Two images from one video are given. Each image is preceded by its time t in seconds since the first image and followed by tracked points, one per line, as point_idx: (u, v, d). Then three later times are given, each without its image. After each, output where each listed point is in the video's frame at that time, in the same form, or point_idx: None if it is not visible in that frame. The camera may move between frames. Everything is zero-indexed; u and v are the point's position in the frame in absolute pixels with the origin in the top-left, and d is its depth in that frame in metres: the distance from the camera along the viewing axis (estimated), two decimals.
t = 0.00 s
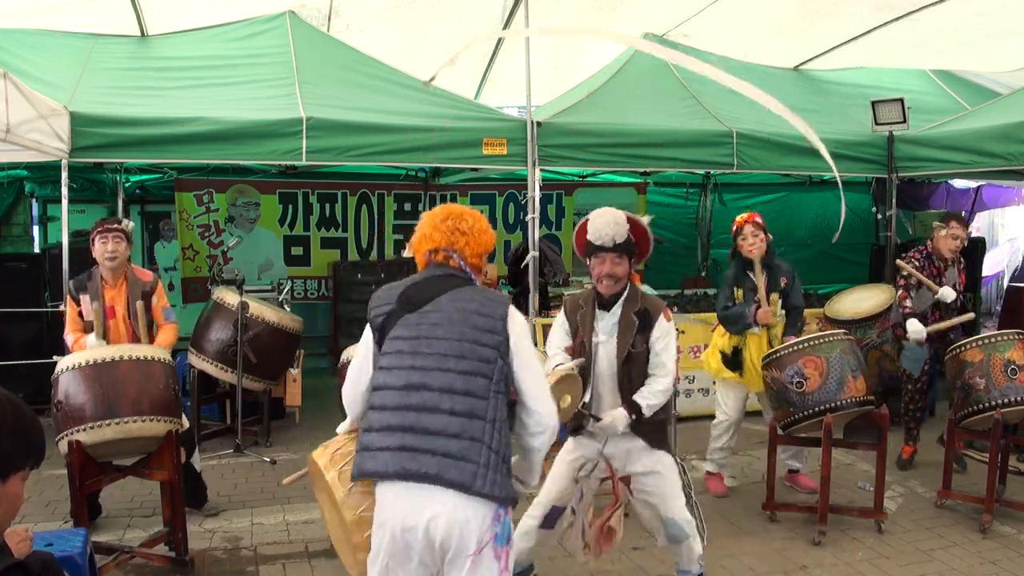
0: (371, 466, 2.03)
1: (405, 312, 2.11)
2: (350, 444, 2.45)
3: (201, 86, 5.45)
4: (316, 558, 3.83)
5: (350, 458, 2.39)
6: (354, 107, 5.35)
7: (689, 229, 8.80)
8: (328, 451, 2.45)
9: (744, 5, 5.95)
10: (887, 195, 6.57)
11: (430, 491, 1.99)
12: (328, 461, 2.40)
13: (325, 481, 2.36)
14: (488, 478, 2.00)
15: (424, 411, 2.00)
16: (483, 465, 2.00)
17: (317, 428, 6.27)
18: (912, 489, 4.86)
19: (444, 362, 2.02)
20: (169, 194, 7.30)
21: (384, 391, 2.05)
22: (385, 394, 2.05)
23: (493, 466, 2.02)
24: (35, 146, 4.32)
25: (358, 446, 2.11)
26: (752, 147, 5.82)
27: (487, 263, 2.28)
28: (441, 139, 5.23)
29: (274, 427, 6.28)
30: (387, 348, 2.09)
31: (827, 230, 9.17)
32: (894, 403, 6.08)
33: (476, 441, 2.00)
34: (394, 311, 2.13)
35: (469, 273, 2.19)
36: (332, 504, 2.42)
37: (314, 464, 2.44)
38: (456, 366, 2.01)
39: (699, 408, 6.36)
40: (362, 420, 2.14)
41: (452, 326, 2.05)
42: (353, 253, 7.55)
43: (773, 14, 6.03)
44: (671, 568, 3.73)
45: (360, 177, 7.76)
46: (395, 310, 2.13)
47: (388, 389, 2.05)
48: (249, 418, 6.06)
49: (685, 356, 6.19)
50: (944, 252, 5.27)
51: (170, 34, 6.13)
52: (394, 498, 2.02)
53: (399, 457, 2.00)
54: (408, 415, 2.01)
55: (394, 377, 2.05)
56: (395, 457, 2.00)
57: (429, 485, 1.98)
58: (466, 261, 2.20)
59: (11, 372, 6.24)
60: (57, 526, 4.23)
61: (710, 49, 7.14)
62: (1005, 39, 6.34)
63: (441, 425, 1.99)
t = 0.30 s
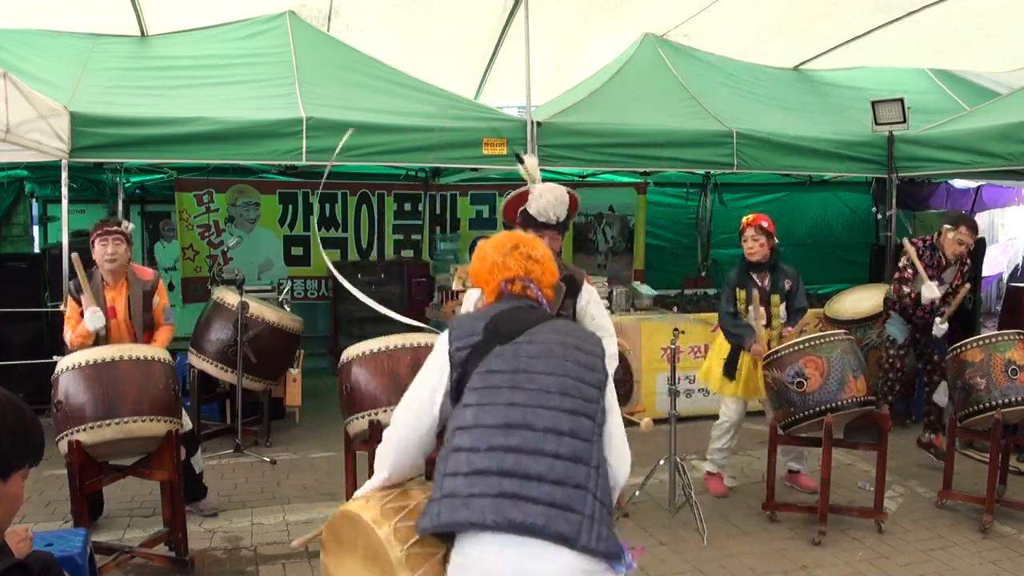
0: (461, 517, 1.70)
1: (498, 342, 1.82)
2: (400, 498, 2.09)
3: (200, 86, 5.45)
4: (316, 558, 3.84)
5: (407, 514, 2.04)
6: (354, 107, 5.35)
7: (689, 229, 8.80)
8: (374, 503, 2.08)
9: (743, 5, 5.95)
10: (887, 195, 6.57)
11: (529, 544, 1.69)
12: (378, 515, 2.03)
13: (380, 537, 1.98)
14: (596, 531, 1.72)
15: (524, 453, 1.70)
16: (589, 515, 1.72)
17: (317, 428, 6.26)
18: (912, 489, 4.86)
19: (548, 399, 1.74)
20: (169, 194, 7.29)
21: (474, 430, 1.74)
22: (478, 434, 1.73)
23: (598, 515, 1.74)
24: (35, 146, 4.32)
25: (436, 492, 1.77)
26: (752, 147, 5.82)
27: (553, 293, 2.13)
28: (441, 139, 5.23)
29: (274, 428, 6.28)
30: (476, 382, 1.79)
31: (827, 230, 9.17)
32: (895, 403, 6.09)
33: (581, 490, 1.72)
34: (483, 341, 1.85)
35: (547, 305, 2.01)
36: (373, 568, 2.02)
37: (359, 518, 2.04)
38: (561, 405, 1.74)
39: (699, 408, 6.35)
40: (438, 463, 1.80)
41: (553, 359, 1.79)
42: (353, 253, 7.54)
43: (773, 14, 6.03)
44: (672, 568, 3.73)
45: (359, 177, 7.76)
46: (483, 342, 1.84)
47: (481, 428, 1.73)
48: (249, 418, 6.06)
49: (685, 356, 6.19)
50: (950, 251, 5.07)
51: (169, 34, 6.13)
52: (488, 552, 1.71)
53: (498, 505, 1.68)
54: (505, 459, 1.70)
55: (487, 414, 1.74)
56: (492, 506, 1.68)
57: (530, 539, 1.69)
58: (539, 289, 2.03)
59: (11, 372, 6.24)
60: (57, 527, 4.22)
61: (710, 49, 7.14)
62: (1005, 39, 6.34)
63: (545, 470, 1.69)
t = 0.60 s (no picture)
0: (672, 480, 1.75)
1: (656, 304, 1.89)
2: (537, 479, 2.07)
3: (200, 86, 5.45)
4: (316, 558, 3.84)
5: (556, 493, 2.02)
6: (354, 107, 5.36)
7: (689, 228, 8.81)
8: (515, 487, 2.03)
9: (743, 5, 5.95)
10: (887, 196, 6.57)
11: (730, 497, 1.80)
12: (527, 496, 2.00)
13: (540, 516, 1.95)
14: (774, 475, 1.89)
15: (714, 410, 1.82)
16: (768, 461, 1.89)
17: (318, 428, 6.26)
18: (912, 489, 4.86)
19: (718, 355, 1.87)
20: (169, 194, 7.30)
21: (659, 393, 1.80)
22: (664, 397, 1.80)
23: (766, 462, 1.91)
24: (35, 146, 4.32)
25: (625, 464, 1.80)
26: (752, 147, 5.82)
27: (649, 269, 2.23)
28: (441, 139, 5.24)
29: (274, 427, 6.28)
30: (643, 347, 1.84)
31: (827, 230, 9.17)
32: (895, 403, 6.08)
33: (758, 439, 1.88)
34: (638, 304, 1.90)
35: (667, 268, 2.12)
36: (525, 549, 1.98)
37: (508, 503, 1.99)
38: (730, 357, 1.88)
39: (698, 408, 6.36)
40: (616, 432, 1.82)
41: (712, 317, 1.91)
42: (353, 253, 7.55)
43: (773, 13, 6.02)
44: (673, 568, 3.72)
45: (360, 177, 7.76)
46: (641, 303, 1.90)
47: (666, 391, 1.80)
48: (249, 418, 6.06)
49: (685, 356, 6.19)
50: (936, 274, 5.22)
51: (169, 34, 6.14)
52: (691, 512, 1.77)
53: (705, 462, 1.77)
54: (698, 416, 1.80)
55: (669, 376, 1.81)
56: (701, 464, 1.77)
57: (733, 491, 1.80)
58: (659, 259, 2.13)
59: (12, 372, 6.24)
60: (57, 526, 4.23)
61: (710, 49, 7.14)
62: (1005, 39, 6.34)
63: (734, 423, 1.83)
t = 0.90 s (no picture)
0: (852, 528, 1.69)
1: (813, 347, 1.79)
2: (680, 533, 1.91)
3: (201, 86, 5.45)
4: (316, 558, 3.84)
5: (705, 549, 1.90)
6: (354, 107, 5.35)
7: (689, 228, 8.81)
8: (666, 545, 1.86)
9: (743, 5, 5.95)
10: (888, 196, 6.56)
11: (894, 539, 1.77)
12: (684, 558, 1.84)
13: None
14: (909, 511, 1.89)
15: (874, 455, 1.77)
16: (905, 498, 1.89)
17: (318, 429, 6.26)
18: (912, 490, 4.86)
19: (869, 398, 1.82)
20: (169, 194, 7.29)
21: (832, 440, 1.73)
22: (835, 443, 1.73)
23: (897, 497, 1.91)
24: (35, 146, 4.32)
25: (802, 512, 1.71)
26: (752, 147, 5.82)
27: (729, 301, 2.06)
28: (441, 139, 5.23)
29: (274, 428, 6.28)
30: (810, 392, 1.75)
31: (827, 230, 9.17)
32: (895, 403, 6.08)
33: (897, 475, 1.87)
34: (797, 346, 1.78)
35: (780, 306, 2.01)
36: None
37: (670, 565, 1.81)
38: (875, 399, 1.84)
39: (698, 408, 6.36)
40: (785, 481, 1.72)
41: (853, 358, 1.86)
42: (353, 253, 7.55)
43: (773, 13, 6.02)
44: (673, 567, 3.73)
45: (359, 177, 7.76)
46: (799, 347, 1.78)
47: (838, 437, 1.73)
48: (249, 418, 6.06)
49: (685, 356, 6.19)
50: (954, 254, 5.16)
51: (169, 34, 6.14)
52: (865, 559, 1.72)
53: (876, 507, 1.73)
54: (864, 461, 1.74)
55: (839, 423, 1.74)
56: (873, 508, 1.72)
57: (896, 533, 1.76)
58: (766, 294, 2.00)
59: (11, 373, 6.24)
60: (57, 526, 4.23)
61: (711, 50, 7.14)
62: (1005, 39, 6.34)
63: (890, 465, 1.79)
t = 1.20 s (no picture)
0: (974, 483, 1.91)
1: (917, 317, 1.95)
2: (830, 518, 2.05)
3: (201, 86, 5.45)
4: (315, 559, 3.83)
5: (856, 529, 2.05)
6: (354, 107, 5.35)
7: (689, 228, 8.81)
8: (832, 536, 1.98)
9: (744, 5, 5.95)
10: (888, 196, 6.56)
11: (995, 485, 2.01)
12: (851, 543, 1.97)
13: (876, 560, 1.93)
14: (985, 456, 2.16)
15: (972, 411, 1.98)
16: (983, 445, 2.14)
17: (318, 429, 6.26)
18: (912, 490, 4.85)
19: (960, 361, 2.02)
20: (169, 193, 7.30)
21: (948, 404, 1.91)
22: (950, 406, 1.92)
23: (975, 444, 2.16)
24: (35, 146, 4.32)
25: (933, 475, 1.90)
26: (752, 147, 5.82)
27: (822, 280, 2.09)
28: (441, 139, 5.23)
29: (274, 428, 6.28)
30: (924, 361, 1.92)
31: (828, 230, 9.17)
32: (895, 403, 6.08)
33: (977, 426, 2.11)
34: (907, 318, 1.92)
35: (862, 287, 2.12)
36: None
37: (845, 554, 1.91)
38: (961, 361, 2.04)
39: (698, 408, 6.37)
40: (914, 445, 1.90)
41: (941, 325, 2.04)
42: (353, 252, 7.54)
43: (774, 13, 6.02)
44: (672, 568, 3.72)
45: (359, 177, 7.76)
46: (908, 318, 1.93)
47: (951, 401, 1.92)
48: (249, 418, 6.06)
49: (685, 356, 6.19)
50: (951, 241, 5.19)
51: (169, 34, 6.14)
52: (979, 508, 1.95)
53: (983, 459, 1.96)
54: (971, 419, 1.96)
55: (950, 387, 1.94)
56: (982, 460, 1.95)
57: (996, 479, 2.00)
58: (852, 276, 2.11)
59: (12, 372, 6.24)
60: (57, 526, 4.23)
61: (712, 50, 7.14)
62: (1006, 39, 6.34)
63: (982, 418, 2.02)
